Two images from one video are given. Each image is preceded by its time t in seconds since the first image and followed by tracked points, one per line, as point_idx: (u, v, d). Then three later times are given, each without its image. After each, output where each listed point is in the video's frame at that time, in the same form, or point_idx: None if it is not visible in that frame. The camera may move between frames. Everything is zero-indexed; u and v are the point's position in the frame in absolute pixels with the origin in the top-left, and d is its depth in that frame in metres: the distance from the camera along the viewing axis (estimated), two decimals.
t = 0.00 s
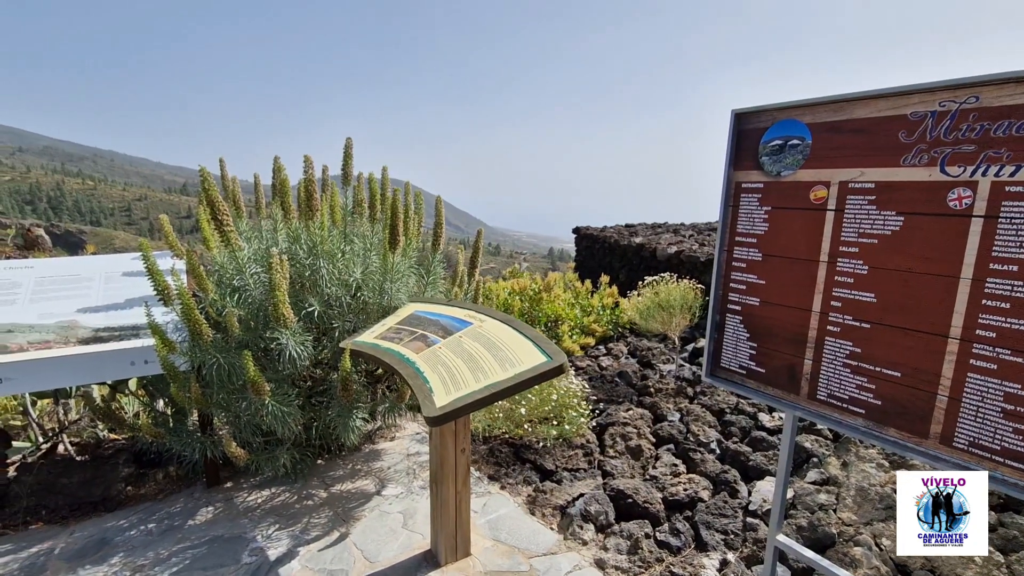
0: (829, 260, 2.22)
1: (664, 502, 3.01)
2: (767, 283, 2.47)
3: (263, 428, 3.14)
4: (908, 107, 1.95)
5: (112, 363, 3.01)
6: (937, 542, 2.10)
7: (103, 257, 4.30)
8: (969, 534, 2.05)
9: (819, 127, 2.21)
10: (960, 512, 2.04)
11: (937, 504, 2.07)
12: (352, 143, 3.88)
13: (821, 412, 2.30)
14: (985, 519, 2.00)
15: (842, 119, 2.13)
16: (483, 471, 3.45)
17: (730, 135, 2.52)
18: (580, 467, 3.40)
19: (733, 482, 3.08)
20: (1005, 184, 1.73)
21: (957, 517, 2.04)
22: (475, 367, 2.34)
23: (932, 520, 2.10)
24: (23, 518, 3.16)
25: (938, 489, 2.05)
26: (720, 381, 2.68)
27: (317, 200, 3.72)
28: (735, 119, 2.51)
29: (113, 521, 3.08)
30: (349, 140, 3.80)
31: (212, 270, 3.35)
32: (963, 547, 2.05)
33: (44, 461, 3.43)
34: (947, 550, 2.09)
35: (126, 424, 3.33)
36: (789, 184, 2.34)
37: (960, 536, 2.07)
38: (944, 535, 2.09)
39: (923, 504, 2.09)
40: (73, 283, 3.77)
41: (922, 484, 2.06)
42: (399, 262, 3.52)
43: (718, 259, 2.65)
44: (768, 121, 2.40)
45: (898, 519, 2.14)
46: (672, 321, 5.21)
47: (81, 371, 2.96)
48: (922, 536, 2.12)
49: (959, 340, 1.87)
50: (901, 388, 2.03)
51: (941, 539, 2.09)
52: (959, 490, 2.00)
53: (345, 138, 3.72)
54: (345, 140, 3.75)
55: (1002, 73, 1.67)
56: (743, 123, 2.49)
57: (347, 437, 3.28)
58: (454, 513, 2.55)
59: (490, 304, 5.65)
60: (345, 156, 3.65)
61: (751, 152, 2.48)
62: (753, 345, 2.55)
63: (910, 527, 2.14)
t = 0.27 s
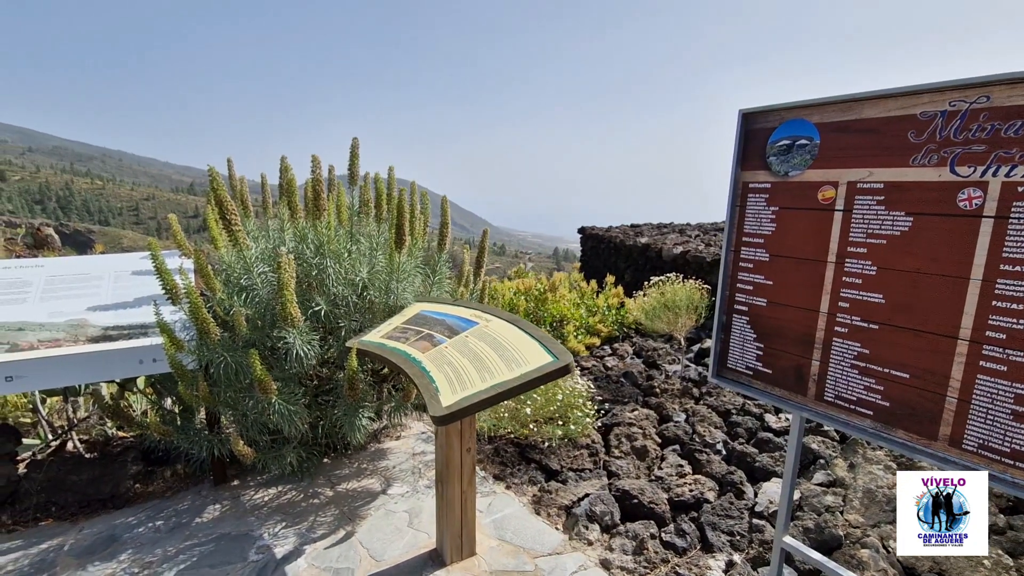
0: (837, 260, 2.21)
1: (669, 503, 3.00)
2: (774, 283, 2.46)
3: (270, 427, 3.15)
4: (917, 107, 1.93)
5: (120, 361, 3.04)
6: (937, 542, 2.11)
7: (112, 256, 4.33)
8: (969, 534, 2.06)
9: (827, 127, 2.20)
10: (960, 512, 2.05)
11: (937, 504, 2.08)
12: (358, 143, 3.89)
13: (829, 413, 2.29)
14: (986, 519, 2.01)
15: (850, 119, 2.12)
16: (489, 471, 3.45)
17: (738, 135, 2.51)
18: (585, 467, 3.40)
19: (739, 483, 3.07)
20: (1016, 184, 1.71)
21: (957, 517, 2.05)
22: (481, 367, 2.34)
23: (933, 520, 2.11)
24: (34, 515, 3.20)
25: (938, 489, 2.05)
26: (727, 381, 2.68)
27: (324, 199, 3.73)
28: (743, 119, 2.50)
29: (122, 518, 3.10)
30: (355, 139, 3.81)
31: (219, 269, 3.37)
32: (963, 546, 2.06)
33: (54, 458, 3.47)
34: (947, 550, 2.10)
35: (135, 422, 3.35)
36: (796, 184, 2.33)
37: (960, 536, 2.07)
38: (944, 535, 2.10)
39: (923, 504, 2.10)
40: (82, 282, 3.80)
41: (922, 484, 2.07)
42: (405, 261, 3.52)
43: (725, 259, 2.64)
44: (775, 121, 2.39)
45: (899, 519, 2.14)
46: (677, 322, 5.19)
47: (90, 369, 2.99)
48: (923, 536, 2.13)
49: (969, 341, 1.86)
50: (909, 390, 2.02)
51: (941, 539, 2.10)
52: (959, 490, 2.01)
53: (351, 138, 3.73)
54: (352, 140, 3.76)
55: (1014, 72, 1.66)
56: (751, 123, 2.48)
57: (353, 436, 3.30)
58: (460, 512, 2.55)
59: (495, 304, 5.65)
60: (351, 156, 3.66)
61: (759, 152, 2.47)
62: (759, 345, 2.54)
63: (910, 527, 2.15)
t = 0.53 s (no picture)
0: (846, 261, 2.19)
1: (676, 504, 2.99)
2: (783, 284, 2.44)
3: (278, 426, 3.18)
4: (928, 106, 1.92)
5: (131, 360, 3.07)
6: (937, 542, 2.10)
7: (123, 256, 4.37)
8: (969, 534, 2.06)
9: (836, 126, 2.18)
10: (960, 512, 2.05)
11: (937, 504, 2.08)
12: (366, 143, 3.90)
13: (838, 414, 2.27)
14: (985, 519, 2.01)
15: (860, 119, 2.10)
16: (495, 470, 3.46)
17: (746, 134, 2.50)
18: (592, 468, 3.40)
19: (746, 485, 3.06)
20: None
21: (957, 517, 2.05)
22: (488, 367, 2.34)
23: (933, 520, 2.10)
24: (45, 512, 3.23)
25: (938, 489, 2.05)
26: (734, 382, 2.67)
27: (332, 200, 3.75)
28: (751, 118, 2.49)
29: (131, 515, 3.13)
30: (363, 140, 3.83)
31: (228, 269, 3.40)
32: (963, 547, 2.06)
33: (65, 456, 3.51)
34: (947, 550, 2.09)
35: (145, 421, 3.39)
36: (805, 184, 2.32)
37: (960, 536, 2.07)
38: (944, 535, 2.10)
39: (923, 504, 2.09)
40: (93, 282, 3.84)
41: (922, 484, 2.06)
42: (412, 261, 3.53)
43: (733, 259, 2.63)
44: (784, 120, 2.38)
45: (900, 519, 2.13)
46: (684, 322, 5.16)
47: (101, 367, 3.02)
48: (923, 536, 2.12)
49: (980, 343, 1.84)
50: (920, 392, 2.00)
51: (941, 539, 2.10)
52: (959, 490, 2.01)
53: (359, 138, 3.75)
54: (359, 141, 3.77)
55: None
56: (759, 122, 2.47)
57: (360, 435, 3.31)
58: (466, 511, 2.56)
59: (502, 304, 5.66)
60: (359, 156, 3.67)
61: (767, 151, 2.45)
62: (768, 346, 2.53)
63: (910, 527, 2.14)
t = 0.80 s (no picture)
0: (854, 261, 2.18)
1: (682, 505, 2.99)
2: (790, 284, 2.43)
3: (285, 425, 3.19)
4: (937, 106, 1.90)
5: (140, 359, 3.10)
6: (937, 542, 2.09)
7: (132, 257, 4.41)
8: (969, 534, 2.05)
9: (844, 126, 2.17)
10: (959, 512, 2.05)
11: (937, 504, 2.07)
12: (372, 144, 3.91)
13: (846, 415, 2.26)
14: (985, 519, 2.01)
15: (868, 118, 2.09)
16: (500, 470, 3.46)
17: (753, 134, 2.49)
18: (597, 468, 3.40)
19: (753, 486, 3.04)
20: None
21: (957, 517, 2.04)
22: (494, 367, 2.34)
23: (932, 520, 2.10)
24: (55, 509, 3.27)
25: (937, 489, 2.04)
26: (741, 383, 2.66)
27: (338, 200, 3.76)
28: (758, 118, 2.48)
29: (140, 513, 3.16)
30: (369, 141, 3.84)
31: (235, 269, 3.42)
32: (962, 547, 2.06)
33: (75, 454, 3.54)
34: (946, 550, 2.09)
35: (153, 420, 3.41)
36: (813, 184, 2.30)
37: (960, 536, 2.07)
38: (943, 535, 2.09)
39: (923, 504, 2.08)
40: (103, 282, 3.88)
41: (922, 484, 2.05)
42: (418, 261, 3.54)
43: (740, 260, 2.62)
44: (791, 120, 2.37)
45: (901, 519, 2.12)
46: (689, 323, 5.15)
47: (110, 366, 3.05)
48: (922, 536, 2.11)
49: (990, 344, 1.83)
50: (929, 393, 1.99)
51: (941, 539, 2.09)
52: (959, 490, 2.01)
53: (365, 139, 3.77)
54: (365, 142, 3.79)
55: None
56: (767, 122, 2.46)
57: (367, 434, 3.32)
58: (472, 511, 2.56)
59: (507, 304, 5.66)
60: (365, 156, 3.69)
61: (774, 151, 2.45)
62: (775, 347, 2.52)
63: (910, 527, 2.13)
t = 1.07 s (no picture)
0: (864, 261, 2.16)
1: (689, 506, 2.98)
2: (799, 285, 2.42)
3: (293, 424, 3.22)
4: (949, 105, 1.89)
5: (150, 358, 3.13)
6: (937, 542, 2.07)
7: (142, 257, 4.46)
8: (969, 534, 2.03)
9: (854, 126, 2.16)
10: (959, 512, 2.03)
11: (937, 505, 2.05)
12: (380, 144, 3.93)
13: (855, 417, 2.24)
14: (985, 519, 1.99)
15: (878, 118, 2.08)
16: (507, 470, 3.47)
17: (761, 134, 2.48)
18: (604, 469, 3.39)
19: (761, 488, 3.03)
20: None
21: (957, 517, 2.02)
22: (501, 367, 2.35)
23: (932, 520, 2.08)
24: (67, 506, 3.30)
25: (938, 489, 2.02)
26: (749, 384, 2.64)
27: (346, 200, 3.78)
28: (767, 118, 2.47)
29: (150, 511, 3.19)
30: (377, 141, 3.86)
31: (244, 269, 3.45)
32: (962, 547, 2.04)
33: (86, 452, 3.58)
34: (946, 550, 2.07)
35: (163, 418, 3.44)
36: (822, 184, 2.29)
37: (960, 536, 2.05)
38: (943, 535, 2.07)
39: (923, 504, 2.06)
40: (114, 281, 3.92)
41: (922, 485, 2.03)
42: (425, 261, 3.56)
43: (748, 260, 2.60)
44: (800, 120, 2.36)
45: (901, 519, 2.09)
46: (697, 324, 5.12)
47: (121, 365, 3.08)
48: (922, 536, 2.09)
49: (1003, 346, 1.81)
50: (940, 395, 1.97)
51: (941, 540, 2.07)
52: (960, 489, 1.99)
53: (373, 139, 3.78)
54: (373, 142, 3.80)
55: None
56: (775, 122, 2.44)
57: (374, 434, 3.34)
58: (478, 510, 2.56)
59: (514, 304, 5.67)
60: (373, 157, 3.70)
61: (783, 151, 2.43)
62: (783, 348, 2.50)
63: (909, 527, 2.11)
